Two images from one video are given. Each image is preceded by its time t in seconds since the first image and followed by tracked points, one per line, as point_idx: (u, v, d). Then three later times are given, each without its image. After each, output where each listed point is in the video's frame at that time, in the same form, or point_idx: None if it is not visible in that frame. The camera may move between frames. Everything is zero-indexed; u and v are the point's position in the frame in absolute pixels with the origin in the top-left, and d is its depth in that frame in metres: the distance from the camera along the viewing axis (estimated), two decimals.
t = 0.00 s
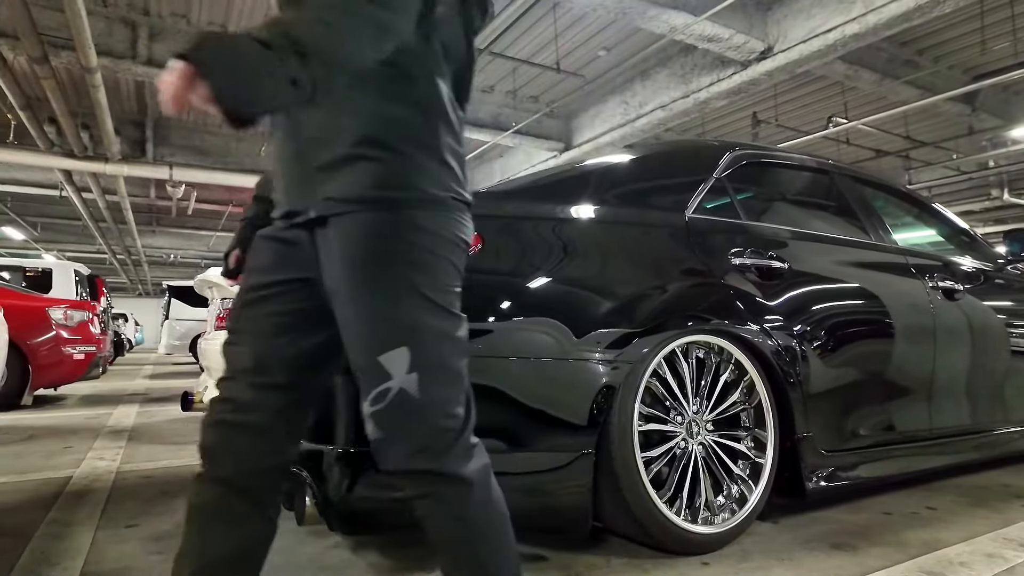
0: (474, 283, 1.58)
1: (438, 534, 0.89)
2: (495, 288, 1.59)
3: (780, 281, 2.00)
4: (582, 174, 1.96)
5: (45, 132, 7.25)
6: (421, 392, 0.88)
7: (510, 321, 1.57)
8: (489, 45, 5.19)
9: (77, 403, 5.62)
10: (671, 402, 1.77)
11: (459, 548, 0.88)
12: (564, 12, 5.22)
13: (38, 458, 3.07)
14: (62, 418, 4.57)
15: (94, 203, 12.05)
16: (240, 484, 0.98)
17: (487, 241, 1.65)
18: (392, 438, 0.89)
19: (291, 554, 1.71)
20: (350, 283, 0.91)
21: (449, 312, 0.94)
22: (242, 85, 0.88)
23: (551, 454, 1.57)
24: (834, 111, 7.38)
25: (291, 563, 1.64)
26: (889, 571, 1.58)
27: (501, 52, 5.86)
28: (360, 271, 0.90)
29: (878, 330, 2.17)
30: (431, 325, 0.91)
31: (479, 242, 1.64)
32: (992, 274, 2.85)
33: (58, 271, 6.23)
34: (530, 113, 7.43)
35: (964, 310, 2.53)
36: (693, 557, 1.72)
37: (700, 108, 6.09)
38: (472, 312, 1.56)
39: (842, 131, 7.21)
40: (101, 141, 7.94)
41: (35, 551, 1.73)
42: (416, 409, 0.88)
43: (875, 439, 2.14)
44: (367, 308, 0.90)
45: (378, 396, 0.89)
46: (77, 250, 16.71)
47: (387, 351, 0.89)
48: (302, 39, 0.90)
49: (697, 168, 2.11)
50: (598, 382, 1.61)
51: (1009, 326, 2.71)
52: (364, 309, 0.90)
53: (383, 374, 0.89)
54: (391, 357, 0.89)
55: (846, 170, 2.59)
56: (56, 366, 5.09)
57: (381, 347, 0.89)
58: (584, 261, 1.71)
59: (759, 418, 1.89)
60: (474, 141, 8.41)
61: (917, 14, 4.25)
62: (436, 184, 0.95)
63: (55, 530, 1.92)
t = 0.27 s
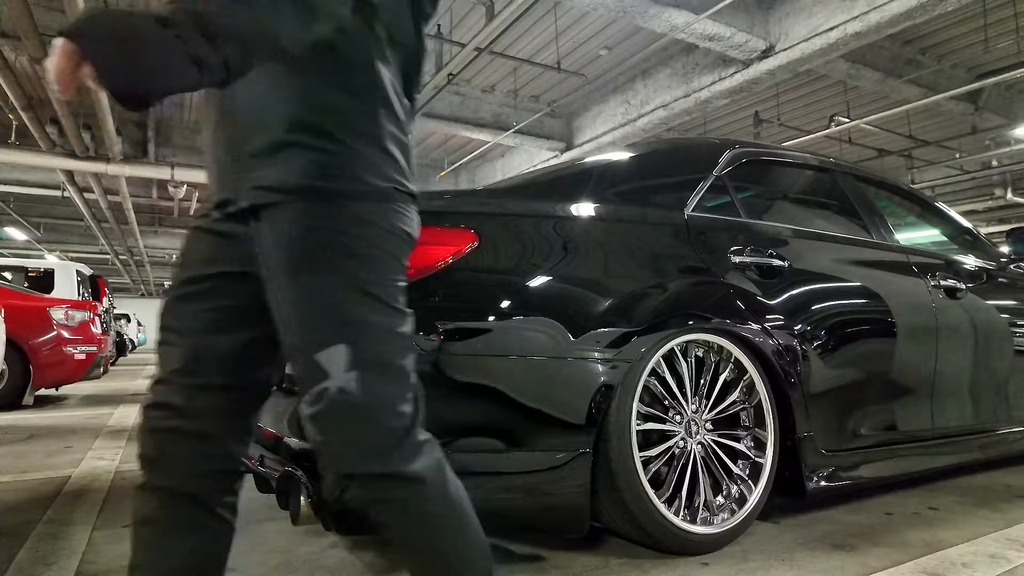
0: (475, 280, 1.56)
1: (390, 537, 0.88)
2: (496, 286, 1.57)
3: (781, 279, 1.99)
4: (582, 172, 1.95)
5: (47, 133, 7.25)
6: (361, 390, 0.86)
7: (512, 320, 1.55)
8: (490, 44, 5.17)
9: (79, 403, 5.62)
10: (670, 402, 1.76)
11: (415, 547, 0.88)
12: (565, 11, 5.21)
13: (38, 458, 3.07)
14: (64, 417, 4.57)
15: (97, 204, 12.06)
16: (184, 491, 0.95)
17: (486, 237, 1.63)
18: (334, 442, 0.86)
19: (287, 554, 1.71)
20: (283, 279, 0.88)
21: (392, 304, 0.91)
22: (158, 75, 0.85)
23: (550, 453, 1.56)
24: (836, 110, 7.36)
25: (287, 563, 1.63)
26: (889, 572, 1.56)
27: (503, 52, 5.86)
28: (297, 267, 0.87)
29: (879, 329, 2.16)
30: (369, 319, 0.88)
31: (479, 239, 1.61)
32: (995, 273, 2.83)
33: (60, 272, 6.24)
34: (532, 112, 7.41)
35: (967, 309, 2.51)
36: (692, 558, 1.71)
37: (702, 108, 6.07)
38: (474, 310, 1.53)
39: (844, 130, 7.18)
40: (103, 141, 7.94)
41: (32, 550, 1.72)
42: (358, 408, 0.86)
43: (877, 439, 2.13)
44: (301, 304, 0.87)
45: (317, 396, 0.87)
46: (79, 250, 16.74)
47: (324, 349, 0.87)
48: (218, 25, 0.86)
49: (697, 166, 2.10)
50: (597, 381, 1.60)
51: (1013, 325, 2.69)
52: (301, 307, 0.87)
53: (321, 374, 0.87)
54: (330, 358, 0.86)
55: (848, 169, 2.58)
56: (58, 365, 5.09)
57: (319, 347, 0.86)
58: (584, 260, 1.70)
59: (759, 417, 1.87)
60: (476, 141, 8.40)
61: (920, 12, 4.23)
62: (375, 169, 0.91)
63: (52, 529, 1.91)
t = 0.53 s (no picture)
0: (472, 279, 1.54)
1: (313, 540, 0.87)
2: (494, 284, 1.55)
3: (781, 278, 1.97)
4: (580, 169, 1.94)
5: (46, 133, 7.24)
6: (260, 386, 0.83)
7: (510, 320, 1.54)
8: (489, 43, 5.15)
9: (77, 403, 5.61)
10: (667, 400, 1.74)
11: (331, 548, 0.87)
12: (564, 11, 5.20)
13: (34, 458, 3.06)
14: (62, 417, 4.56)
15: (96, 204, 12.04)
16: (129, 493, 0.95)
17: (483, 235, 1.61)
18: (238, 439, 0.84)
19: (281, 555, 1.69)
20: (184, 265, 0.84)
21: (304, 298, 0.87)
22: (85, 72, 0.74)
23: (545, 453, 1.55)
24: (836, 110, 7.34)
25: (280, 564, 1.62)
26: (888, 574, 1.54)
27: (503, 51, 5.85)
28: (198, 250, 0.83)
29: (879, 328, 2.14)
30: (277, 314, 0.84)
31: (476, 237, 1.59)
32: (996, 272, 2.82)
33: (60, 272, 6.23)
34: (531, 112, 7.39)
35: (967, 308, 2.50)
36: (689, 559, 1.69)
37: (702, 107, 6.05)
38: (471, 309, 1.51)
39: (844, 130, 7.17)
40: (102, 141, 7.93)
41: (24, 551, 1.71)
42: (257, 405, 0.83)
43: (877, 438, 2.11)
44: (199, 293, 0.84)
45: (213, 389, 0.84)
46: (79, 250, 16.75)
47: (220, 340, 0.83)
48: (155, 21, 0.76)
49: (696, 164, 2.08)
50: (593, 380, 1.58)
51: (1014, 324, 2.68)
52: (199, 292, 0.83)
53: (216, 366, 0.83)
54: (227, 350, 0.83)
55: (848, 167, 2.56)
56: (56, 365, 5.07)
57: (218, 336, 0.83)
58: (582, 257, 1.68)
59: (757, 416, 1.85)
60: (476, 141, 8.39)
61: (920, 10, 4.22)
62: (287, 154, 0.86)
63: (45, 529, 1.90)
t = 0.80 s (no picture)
0: (468, 277, 1.52)
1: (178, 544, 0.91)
2: (491, 283, 1.54)
3: (780, 277, 1.96)
4: (577, 167, 1.92)
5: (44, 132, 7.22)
6: (145, 384, 0.85)
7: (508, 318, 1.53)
8: (487, 42, 5.13)
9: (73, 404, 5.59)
10: (664, 400, 1.72)
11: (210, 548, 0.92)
12: (563, 10, 5.18)
13: (29, 459, 3.04)
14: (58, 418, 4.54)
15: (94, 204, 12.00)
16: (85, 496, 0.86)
17: (479, 233, 1.59)
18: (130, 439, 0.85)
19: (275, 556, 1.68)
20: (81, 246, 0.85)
21: (211, 301, 0.91)
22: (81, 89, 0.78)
23: (541, 452, 1.53)
24: (836, 109, 7.32)
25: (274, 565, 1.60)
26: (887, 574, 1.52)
27: (502, 50, 5.83)
28: (100, 233, 0.85)
29: (878, 327, 2.13)
30: (188, 310, 0.88)
31: (472, 235, 1.58)
32: (996, 272, 2.80)
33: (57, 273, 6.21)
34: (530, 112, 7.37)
35: (967, 307, 2.48)
36: (686, 559, 1.68)
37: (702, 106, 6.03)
38: (469, 308, 1.50)
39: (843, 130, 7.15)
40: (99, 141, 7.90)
41: (15, 552, 1.69)
42: (142, 402, 0.85)
43: (876, 438, 2.10)
44: (96, 291, 0.85)
45: (86, 386, 0.84)
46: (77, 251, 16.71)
47: (105, 334, 0.84)
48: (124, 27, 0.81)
49: (694, 162, 2.07)
50: (589, 378, 1.57)
51: (1015, 324, 2.66)
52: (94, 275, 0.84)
53: (96, 361, 0.83)
54: (115, 340, 0.84)
55: (847, 166, 2.55)
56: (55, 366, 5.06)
57: (106, 324, 0.84)
58: (580, 255, 1.67)
59: (755, 416, 1.84)
60: (475, 141, 8.38)
61: (920, 9, 4.20)
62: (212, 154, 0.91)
63: (37, 531, 1.88)
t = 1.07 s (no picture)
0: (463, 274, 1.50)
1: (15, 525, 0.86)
2: (487, 280, 1.52)
3: (779, 274, 1.94)
4: (574, 163, 1.91)
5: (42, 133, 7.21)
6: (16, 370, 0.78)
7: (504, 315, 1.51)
8: (485, 40, 5.11)
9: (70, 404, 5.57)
10: (661, 398, 1.71)
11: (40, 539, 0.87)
12: (562, 8, 5.18)
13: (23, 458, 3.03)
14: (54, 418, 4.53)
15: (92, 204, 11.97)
16: None
17: (474, 230, 1.57)
18: None
19: (267, 555, 1.67)
20: None
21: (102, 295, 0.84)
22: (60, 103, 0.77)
23: (536, 451, 1.51)
24: (835, 109, 7.31)
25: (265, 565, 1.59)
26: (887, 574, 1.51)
27: (500, 49, 5.81)
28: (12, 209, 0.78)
29: (878, 325, 2.11)
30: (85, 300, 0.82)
31: (467, 231, 1.56)
32: (996, 270, 2.79)
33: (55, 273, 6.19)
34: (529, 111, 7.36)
35: (967, 305, 2.47)
36: (683, 560, 1.66)
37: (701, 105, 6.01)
38: (465, 305, 1.48)
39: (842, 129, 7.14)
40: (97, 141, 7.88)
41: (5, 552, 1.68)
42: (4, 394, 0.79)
43: (876, 437, 2.08)
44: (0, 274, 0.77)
45: None
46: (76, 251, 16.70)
47: None
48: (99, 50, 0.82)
49: (693, 158, 2.05)
50: (585, 376, 1.55)
51: (1015, 323, 2.65)
52: None
53: None
54: None
55: (847, 163, 2.53)
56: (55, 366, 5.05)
57: None
58: (577, 252, 1.65)
59: (753, 414, 1.82)
60: (474, 141, 8.37)
61: (919, 7, 4.19)
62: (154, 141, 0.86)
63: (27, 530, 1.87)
